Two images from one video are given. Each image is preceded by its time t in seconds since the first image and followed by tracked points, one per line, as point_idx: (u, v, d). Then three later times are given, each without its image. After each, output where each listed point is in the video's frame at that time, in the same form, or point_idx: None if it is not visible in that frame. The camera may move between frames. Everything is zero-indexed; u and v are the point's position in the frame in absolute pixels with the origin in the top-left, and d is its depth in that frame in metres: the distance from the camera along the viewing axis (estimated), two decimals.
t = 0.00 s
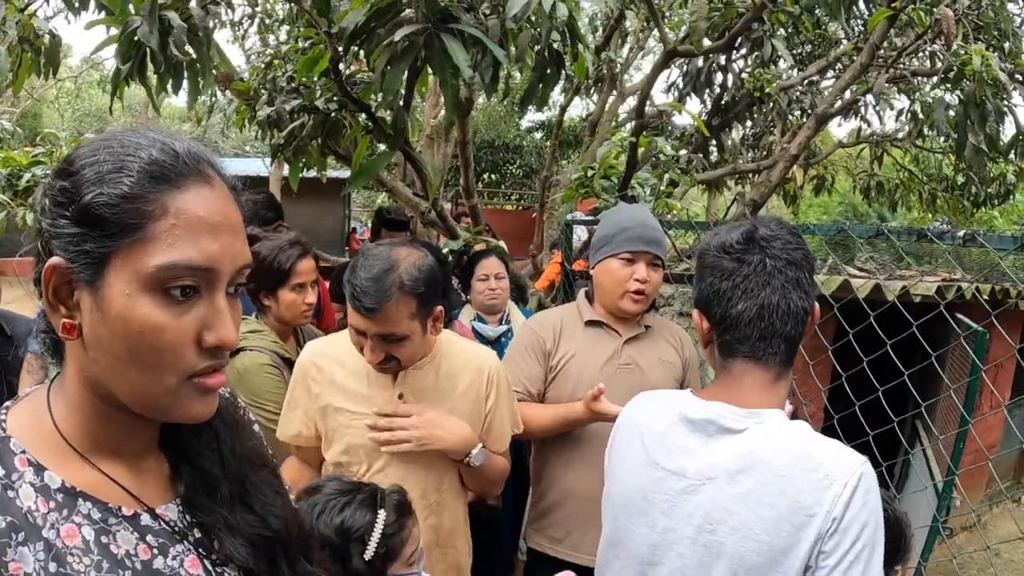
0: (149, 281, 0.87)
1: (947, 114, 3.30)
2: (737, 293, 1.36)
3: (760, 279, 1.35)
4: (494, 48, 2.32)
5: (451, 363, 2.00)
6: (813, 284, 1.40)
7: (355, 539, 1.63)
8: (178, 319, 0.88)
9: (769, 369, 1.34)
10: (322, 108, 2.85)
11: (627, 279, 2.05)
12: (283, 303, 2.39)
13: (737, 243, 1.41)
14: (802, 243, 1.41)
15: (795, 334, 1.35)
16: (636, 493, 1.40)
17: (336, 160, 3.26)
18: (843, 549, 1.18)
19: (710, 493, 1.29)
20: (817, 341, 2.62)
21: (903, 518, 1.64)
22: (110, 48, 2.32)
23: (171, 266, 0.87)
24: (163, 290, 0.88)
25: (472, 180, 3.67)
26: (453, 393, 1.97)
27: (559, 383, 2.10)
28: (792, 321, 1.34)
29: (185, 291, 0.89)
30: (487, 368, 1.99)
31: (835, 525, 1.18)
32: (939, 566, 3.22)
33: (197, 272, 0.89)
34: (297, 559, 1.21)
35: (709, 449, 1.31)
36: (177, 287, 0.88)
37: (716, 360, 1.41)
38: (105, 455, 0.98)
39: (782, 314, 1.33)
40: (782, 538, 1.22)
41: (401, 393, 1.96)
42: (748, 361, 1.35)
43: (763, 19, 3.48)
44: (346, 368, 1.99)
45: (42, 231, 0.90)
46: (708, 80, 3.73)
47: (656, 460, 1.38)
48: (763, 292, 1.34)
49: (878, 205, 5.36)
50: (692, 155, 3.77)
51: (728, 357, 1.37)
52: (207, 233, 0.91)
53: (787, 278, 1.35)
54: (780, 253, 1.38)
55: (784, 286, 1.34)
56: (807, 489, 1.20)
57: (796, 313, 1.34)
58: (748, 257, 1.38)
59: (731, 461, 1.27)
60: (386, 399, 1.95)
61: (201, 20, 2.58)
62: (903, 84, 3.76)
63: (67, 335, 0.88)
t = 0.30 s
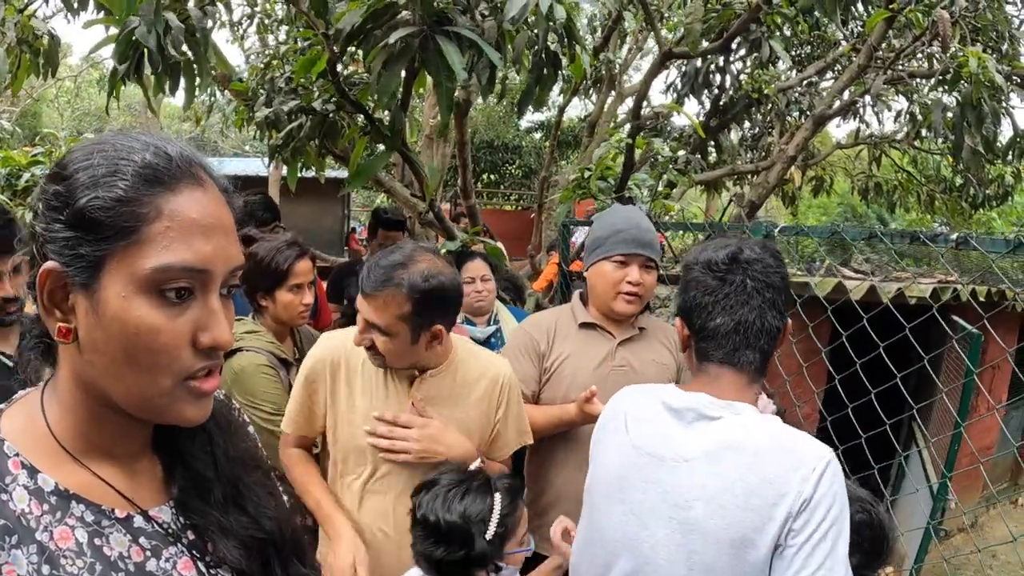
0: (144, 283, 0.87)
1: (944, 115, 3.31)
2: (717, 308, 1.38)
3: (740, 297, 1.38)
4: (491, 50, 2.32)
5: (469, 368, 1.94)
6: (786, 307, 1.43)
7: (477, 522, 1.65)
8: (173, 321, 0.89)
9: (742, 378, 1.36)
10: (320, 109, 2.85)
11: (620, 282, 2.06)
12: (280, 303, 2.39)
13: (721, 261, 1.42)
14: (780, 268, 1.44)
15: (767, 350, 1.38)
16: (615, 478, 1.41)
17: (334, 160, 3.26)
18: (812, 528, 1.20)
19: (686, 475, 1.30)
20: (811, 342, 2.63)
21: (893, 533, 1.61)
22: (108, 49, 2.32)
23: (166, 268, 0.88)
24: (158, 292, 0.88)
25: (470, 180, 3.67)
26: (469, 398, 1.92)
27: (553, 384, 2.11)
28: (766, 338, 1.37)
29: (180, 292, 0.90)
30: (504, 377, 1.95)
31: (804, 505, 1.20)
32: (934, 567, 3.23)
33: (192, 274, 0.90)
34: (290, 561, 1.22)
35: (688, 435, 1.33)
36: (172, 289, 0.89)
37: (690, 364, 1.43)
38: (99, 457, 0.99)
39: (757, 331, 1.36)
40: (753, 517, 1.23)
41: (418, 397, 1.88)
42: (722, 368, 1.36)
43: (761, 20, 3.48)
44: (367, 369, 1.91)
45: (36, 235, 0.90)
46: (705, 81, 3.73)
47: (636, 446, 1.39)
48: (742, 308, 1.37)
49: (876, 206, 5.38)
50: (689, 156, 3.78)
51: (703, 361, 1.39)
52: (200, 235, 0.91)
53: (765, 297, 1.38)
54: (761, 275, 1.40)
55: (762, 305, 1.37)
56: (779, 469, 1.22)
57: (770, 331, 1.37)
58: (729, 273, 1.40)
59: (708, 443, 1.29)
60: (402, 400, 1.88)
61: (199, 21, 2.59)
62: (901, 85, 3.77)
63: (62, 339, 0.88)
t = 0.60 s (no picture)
0: (139, 280, 0.88)
1: (943, 116, 3.31)
2: (674, 301, 1.55)
3: (695, 292, 1.55)
4: (491, 50, 2.33)
5: (466, 363, 1.95)
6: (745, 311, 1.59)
7: (536, 481, 1.75)
8: (168, 318, 0.89)
9: (703, 361, 1.49)
10: (320, 109, 2.86)
11: (617, 283, 2.07)
12: (279, 302, 2.40)
13: (684, 269, 1.63)
14: (737, 280, 1.63)
15: (725, 339, 1.51)
16: (585, 456, 1.52)
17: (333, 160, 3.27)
18: (764, 493, 1.25)
19: (646, 448, 1.40)
20: (808, 342, 2.64)
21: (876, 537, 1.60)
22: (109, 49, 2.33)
23: (160, 265, 0.89)
24: (152, 290, 0.89)
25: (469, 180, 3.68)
26: (466, 393, 1.93)
27: (551, 384, 2.11)
28: (723, 326, 1.51)
29: (175, 289, 0.90)
30: (500, 373, 1.96)
31: (754, 471, 1.27)
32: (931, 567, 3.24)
33: (187, 270, 0.90)
34: (287, 559, 1.23)
35: (654, 412, 1.43)
36: (166, 287, 0.89)
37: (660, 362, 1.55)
38: (93, 455, 1.00)
39: (714, 319, 1.51)
40: (707, 483, 1.31)
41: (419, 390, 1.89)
42: (683, 351, 1.50)
43: (761, 21, 3.48)
44: (369, 369, 1.90)
45: (30, 233, 0.90)
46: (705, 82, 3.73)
47: (605, 426, 1.50)
48: (700, 300, 1.54)
49: (874, 207, 5.38)
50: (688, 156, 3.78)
51: (669, 349, 1.52)
52: (195, 232, 0.92)
53: (721, 295, 1.55)
54: (718, 279, 1.59)
55: (719, 299, 1.54)
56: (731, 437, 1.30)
57: (727, 322, 1.52)
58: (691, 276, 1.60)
59: (667, 418, 1.40)
60: (400, 396, 1.89)
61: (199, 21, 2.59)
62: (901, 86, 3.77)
63: (56, 337, 0.88)
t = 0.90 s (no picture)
0: (147, 277, 0.88)
1: (943, 117, 3.32)
2: (658, 301, 1.58)
3: (678, 286, 1.57)
4: (493, 50, 2.33)
5: (464, 360, 1.96)
6: (736, 295, 1.58)
7: (545, 473, 1.84)
8: (175, 314, 0.90)
9: (695, 354, 1.50)
10: (321, 108, 2.86)
11: (616, 283, 2.07)
12: (280, 301, 2.40)
13: (666, 266, 1.66)
14: (724, 265, 1.63)
15: (717, 327, 1.51)
16: (580, 456, 1.55)
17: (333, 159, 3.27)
18: (743, 503, 1.25)
19: (634, 449, 1.42)
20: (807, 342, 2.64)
21: (865, 536, 1.59)
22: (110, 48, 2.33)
23: (168, 261, 0.89)
24: (160, 286, 0.89)
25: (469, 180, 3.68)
26: (464, 390, 1.94)
27: (551, 384, 2.12)
28: (712, 316, 1.52)
29: (182, 285, 0.91)
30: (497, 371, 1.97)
31: (733, 478, 1.26)
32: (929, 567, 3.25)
33: (194, 266, 0.91)
34: (286, 558, 1.23)
35: (643, 414, 1.44)
36: (174, 283, 0.90)
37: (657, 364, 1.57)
38: (96, 453, 1.00)
39: (701, 311, 1.52)
40: (688, 489, 1.32)
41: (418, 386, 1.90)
42: (676, 348, 1.52)
43: (761, 22, 3.48)
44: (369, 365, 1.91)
45: (37, 229, 0.90)
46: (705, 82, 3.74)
47: (598, 426, 1.53)
48: (684, 295, 1.55)
49: (874, 208, 5.39)
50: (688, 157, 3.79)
51: (663, 349, 1.54)
52: (202, 229, 0.93)
53: (705, 285, 1.56)
54: (701, 270, 1.60)
55: (702, 290, 1.55)
56: (712, 443, 1.30)
57: (716, 310, 1.52)
58: (674, 272, 1.62)
59: (653, 420, 1.41)
60: (399, 394, 1.89)
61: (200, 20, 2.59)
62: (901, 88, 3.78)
63: (61, 334, 0.89)
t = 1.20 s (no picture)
0: (147, 282, 0.89)
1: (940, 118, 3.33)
2: (686, 296, 1.45)
3: (714, 284, 1.43)
4: (491, 52, 2.34)
5: (433, 361, 2.00)
6: (771, 300, 1.45)
7: (540, 459, 1.84)
8: (174, 319, 0.90)
9: (713, 367, 1.39)
10: (319, 110, 2.86)
11: (613, 283, 2.08)
12: (279, 303, 2.41)
13: (701, 252, 1.51)
14: (765, 262, 1.48)
15: (741, 339, 1.40)
16: (583, 482, 1.48)
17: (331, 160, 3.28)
18: (751, 555, 1.19)
19: (640, 482, 1.34)
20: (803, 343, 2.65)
21: (862, 538, 1.61)
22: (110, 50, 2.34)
23: (169, 267, 0.90)
24: (159, 291, 0.90)
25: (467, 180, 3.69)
26: (435, 388, 1.98)
27: (548, 385, 2.13)
28: (739, 327, 1.40)
29: (182, 290, 0.91)
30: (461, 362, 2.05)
31: (740, 528, 1.20)
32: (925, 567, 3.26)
33: (194, 272, 0.92)
34: (281, 559, 1.24)
35: (646, 442, 1.37)
36: (174, 288, 0.91)
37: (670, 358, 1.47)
38: (96, 456, 1.01)
39: (728, 319, 1.40)
40: (693, 532, 1.26)
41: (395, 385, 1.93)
42: (694, 356, 1.41)
43: (758, 23, 3.49)
44: (336, 372, 1.90)
45: (38, 233, 0.91)
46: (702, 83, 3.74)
47: (600, 451, 1.46)
48: (714, 297, 1.42)
49: (871, 209, 5.41)
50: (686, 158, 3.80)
51: (678, 351, 1.44)
52: (202, 236, 0.93)
53: (739, 288, 1.42)
54: (739, 266, 1.46)
55: (735, 295, 1.42)
56: (719, 488, 1.23)
57: (743, 320, 1.40)
58: (708, 264, 1.47)
59: (660, 453, 1.33)
60: (378, 397, 1.90)
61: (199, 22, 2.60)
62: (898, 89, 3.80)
63: (60, 337, 0.89)
